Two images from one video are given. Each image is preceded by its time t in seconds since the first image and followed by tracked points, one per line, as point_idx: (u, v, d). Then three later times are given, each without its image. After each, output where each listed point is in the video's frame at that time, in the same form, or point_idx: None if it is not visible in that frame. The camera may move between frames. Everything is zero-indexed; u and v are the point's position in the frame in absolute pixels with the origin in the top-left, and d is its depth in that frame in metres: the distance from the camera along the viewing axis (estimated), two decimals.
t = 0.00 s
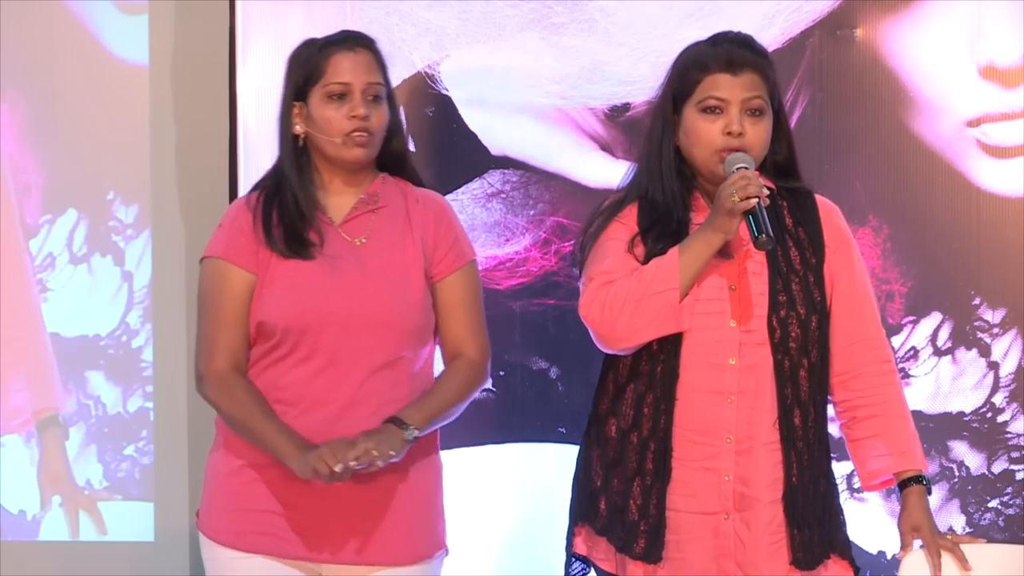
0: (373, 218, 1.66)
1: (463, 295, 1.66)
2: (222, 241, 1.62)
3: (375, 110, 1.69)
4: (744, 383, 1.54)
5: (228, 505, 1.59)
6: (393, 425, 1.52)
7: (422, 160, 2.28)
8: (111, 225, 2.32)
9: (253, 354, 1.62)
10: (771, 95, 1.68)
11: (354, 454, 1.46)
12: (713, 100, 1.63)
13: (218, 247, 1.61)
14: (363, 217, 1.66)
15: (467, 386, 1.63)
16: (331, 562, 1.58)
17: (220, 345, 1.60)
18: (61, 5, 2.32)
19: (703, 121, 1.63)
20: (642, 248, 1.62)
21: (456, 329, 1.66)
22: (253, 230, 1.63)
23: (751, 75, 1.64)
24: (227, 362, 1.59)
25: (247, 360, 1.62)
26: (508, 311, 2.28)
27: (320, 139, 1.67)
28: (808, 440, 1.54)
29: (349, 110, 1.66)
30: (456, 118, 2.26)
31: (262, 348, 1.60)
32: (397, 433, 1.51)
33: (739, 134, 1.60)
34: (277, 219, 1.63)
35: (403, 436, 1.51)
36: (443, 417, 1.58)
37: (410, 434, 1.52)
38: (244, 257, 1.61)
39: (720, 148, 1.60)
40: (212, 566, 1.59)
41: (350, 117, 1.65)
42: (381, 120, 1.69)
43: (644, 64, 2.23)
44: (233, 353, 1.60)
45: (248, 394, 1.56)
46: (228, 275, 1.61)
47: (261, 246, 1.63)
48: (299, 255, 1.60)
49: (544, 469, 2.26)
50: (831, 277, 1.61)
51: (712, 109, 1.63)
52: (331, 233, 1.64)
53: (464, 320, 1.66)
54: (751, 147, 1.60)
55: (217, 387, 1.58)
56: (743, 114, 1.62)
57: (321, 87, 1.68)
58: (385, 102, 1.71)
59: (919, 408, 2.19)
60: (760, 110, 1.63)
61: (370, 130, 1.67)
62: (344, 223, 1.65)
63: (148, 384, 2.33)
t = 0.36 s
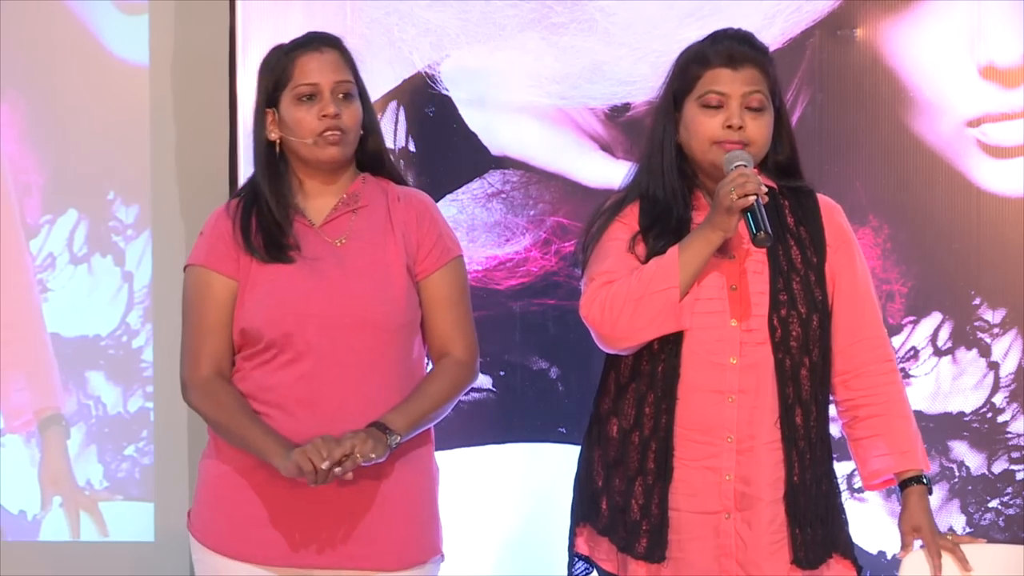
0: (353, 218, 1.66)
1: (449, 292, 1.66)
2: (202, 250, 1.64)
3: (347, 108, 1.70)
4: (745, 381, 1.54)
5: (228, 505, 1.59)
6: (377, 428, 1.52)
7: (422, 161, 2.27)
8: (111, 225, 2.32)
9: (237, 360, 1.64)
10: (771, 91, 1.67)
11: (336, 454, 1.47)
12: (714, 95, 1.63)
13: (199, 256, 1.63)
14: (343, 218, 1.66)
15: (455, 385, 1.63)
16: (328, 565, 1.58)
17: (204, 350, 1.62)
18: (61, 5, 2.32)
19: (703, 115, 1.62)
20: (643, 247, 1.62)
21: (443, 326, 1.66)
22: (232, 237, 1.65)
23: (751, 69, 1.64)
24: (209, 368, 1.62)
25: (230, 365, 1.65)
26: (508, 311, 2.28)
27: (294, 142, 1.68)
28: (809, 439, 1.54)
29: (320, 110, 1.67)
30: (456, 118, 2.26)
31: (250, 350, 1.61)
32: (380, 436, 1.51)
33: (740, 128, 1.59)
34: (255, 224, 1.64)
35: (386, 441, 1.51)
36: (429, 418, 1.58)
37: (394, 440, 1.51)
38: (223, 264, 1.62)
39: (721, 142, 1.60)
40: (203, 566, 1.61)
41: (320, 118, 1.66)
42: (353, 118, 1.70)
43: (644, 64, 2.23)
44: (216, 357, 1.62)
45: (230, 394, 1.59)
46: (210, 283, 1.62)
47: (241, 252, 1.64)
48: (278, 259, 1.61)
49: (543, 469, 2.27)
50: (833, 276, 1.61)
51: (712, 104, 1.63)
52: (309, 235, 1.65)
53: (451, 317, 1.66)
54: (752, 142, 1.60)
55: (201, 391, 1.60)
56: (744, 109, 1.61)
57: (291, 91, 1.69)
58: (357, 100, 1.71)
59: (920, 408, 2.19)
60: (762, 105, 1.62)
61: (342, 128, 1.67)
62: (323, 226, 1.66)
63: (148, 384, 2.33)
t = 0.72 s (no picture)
0: (347, 219, 1.66)
1: (447, 290, 1.66)
2: (197, 253, 1.65)
3: (343, 112, 1.70)
4: (745, 381, 1.54)
5: (228, 505, 1.59)
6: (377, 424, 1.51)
7: (422, 160, 2.27)
8: (111, 225, 2.32)
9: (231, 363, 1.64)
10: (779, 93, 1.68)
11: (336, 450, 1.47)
12: (733, 92, 1.62)
13: (194, 259, 1.64)
14: (337, 219, 1.67)
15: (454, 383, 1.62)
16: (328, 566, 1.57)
17: (201, 350, 1.63)
18: (61, 5, 2.32)
19: (721, 115, 1.62)
20: (643, 248, 1.62)
21: (441, 325, 1.66)
22: (226, 240, 1.65)
23: (766, 70, 1.64)
24: (204, 366, 1.62)
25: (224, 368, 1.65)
26: (508, 311, 2.28)
27: (287, 145, 1.69)
28: (809, 439, 1.54)
29: (315, 113, 1.67)
30: (456, 118, 2.26)
31: (248, 351, 1.61)
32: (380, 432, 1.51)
33: (758, 127, 1.59)
34: (248, 227, 1.65)
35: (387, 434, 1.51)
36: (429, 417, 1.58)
37: (393, 434, 1.51)
38: (217, 268, 1.63)
39: (737, 141, 1.60)
40: (202, 566, 1.61)
41: (315, 121, 1.66)
42: (348, 122, 1.69)
43: (644, 64, 2.23)
44: (210, 356, 1.63)
45: (225, 393, 1.59)
46: (205, 288, 1.63)
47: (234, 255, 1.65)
48: (271, 261, 1.61)
49: (543, 469, 2.27)
50: (832, 275, 1.61)
51: (730, 102, 1.62)
52: (303, 237, 1.65)
53: (450, 316, 1.66)
54: (768, 142, 1.61)
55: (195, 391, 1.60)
56: (760, 109, 1.62)
57: (287, 93, 1.70)
58: (353, 103, 1.72)
59: (920, 408, 2.19)
60: (774, 106, 1.63)
61: (336, 132, 1.67)
62: (317, 228, 1.66)
63: (148, 383, 2.33)
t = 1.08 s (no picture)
0: (351, 219, 1.66)
1: (445, 288, 1.65)
2: (201, 249, 1.64)
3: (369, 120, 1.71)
4: (752, 375, 1.54)
5: (228, 504, 1.59)
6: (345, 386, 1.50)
7: (422, 160, 2.27)
8: (112, 225, 2.32)
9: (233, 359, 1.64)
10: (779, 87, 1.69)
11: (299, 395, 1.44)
12: (735, 83, 1.62)
13: (198, 254, 1.64)
14: (341, 220, 1.66)
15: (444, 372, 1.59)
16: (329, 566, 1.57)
17: (203, 347, 1.62)
18: (61, 5, 2.32)
19: (721, 106, 1.62)
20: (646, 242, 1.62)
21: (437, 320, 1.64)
22: (231, 236, 1.65)
23: (768, 63, 1.65)
24: (205, 362, 1.62)
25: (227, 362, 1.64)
26: (508, 311, 2.28)
27: (309, 142, 1.68)
28: (810, 433, 1.55)
29: (344, 119, 1.67)
30: (456, 118, 2.26)
31: (249, 349, 1.62)
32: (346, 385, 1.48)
33: (758, 119, 1.60)
34: (253, 224, 1.64)
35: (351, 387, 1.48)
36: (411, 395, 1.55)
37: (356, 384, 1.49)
38: (222, 264, 1.63)
39: (738, 133, 1.60)
40: (203, 566, 1.61)
41: (345, 127, 1.67)
42: (373, 130, 1.71)
43: (644, 64, 2.24)
44: (211, 353, 1.62)
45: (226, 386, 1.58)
46: (209, 284, 1.63)
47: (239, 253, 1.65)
48: (277, 260, 1.61)
49: (543, 469, 2.27)
50: (831, 273, 1.62)
51: (732, 94, 1.62)
52: (309, 236, 1.64)
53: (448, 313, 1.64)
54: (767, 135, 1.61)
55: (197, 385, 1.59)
56: (761, 101, 1.62)
57: (318, 91, 1.68)
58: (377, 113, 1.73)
59: (920, 408, 2.19)
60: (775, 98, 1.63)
61: (362, 140, 1.69)
62: (322, 228, 1.66)
63: (148, 384, 2.33)
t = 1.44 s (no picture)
0: (359, 221, 1.67)
1: (444, 293, 1.65)
2: (208, 244, 1.63)
3: (383, 121, 1.71)
4: (771, 365, 1.54)
5: (229, 504, 1.59)
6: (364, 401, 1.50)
7: (422, 160, 2.28)
8: (112, 225, 2.32)
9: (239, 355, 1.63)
10: (769, 72, 1.65)
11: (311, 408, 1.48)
12: (698, 77, 1.63)
13: (204, 250, 1.62)
14: (349, 220, 1.67)
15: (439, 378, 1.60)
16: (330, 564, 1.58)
17: (204, 346, 1.61)
18: (60, 5, 2.32)
19: (691, 100, 1.63)
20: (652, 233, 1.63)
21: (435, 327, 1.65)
22: (239, 233, 1.64)
23: (738, 50, 1.64)
24: (212, 357, 1.61)
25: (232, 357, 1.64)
26: (508, 311, 2.28)
27: (325, 142, 1.68)
28: (834, 423, 1.54)
29: (359, 119, 1.67)
30: (456, 118, 2.26)
31: (251, 349, 1.61)
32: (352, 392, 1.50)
33: (721, 105, 1.59)
34: (262, 222, 1.64)
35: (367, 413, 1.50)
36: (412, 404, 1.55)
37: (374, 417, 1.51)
38: (230, 261, 1.62)
39: (705, 123, 1.60)
40: (203, 566, 1.61)
41: (360, 126, 1.67)
42: (386, 132, 1.71)
43: (644, 64, 2.24)
44: (218, 349, 1.62)
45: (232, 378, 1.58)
46: (216, 278, 1.61)
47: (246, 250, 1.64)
48: (283, 258, 1.61)
49: (543, 469, 2.27)
50: (853, 264, 1.61)
51: (697, 87, 1.63)
52: (318, 238, 1.64)
53: (445, 322, 1.65)
54: (738, 118, 1.59)
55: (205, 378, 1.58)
56: (728, 89, 1.61)
57: (334, 90, 1.68)
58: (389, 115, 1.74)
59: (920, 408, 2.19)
60: (749, 83, 1.61)
61: (376, 141, 1.69)
62: (330, 228, 1.66)
63: (148, 384, 2.33)
